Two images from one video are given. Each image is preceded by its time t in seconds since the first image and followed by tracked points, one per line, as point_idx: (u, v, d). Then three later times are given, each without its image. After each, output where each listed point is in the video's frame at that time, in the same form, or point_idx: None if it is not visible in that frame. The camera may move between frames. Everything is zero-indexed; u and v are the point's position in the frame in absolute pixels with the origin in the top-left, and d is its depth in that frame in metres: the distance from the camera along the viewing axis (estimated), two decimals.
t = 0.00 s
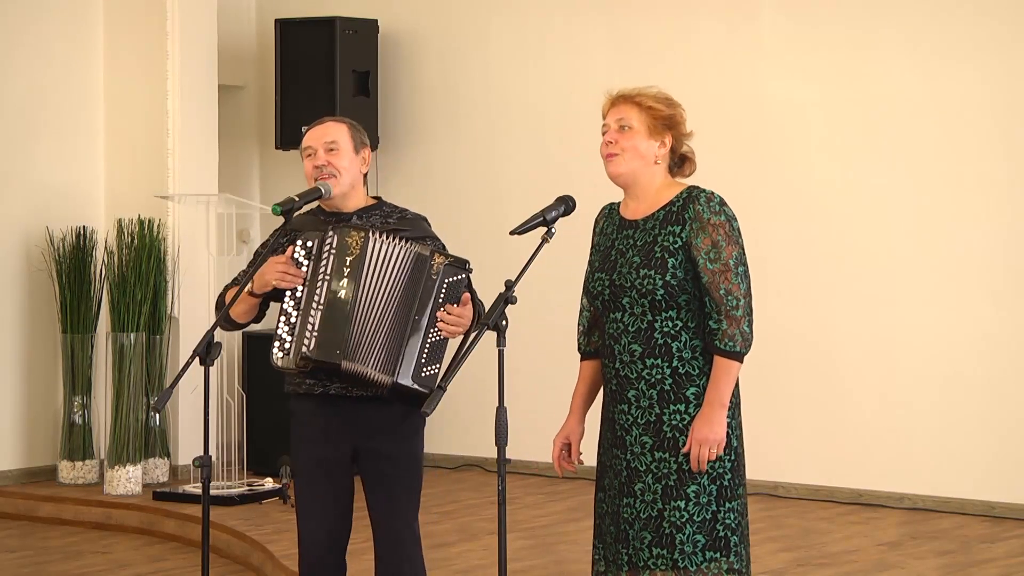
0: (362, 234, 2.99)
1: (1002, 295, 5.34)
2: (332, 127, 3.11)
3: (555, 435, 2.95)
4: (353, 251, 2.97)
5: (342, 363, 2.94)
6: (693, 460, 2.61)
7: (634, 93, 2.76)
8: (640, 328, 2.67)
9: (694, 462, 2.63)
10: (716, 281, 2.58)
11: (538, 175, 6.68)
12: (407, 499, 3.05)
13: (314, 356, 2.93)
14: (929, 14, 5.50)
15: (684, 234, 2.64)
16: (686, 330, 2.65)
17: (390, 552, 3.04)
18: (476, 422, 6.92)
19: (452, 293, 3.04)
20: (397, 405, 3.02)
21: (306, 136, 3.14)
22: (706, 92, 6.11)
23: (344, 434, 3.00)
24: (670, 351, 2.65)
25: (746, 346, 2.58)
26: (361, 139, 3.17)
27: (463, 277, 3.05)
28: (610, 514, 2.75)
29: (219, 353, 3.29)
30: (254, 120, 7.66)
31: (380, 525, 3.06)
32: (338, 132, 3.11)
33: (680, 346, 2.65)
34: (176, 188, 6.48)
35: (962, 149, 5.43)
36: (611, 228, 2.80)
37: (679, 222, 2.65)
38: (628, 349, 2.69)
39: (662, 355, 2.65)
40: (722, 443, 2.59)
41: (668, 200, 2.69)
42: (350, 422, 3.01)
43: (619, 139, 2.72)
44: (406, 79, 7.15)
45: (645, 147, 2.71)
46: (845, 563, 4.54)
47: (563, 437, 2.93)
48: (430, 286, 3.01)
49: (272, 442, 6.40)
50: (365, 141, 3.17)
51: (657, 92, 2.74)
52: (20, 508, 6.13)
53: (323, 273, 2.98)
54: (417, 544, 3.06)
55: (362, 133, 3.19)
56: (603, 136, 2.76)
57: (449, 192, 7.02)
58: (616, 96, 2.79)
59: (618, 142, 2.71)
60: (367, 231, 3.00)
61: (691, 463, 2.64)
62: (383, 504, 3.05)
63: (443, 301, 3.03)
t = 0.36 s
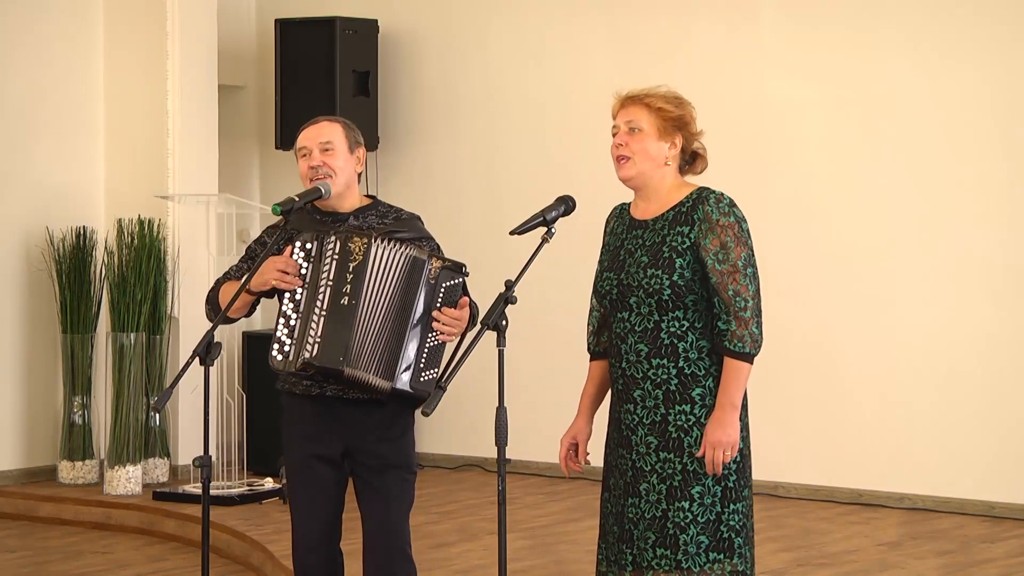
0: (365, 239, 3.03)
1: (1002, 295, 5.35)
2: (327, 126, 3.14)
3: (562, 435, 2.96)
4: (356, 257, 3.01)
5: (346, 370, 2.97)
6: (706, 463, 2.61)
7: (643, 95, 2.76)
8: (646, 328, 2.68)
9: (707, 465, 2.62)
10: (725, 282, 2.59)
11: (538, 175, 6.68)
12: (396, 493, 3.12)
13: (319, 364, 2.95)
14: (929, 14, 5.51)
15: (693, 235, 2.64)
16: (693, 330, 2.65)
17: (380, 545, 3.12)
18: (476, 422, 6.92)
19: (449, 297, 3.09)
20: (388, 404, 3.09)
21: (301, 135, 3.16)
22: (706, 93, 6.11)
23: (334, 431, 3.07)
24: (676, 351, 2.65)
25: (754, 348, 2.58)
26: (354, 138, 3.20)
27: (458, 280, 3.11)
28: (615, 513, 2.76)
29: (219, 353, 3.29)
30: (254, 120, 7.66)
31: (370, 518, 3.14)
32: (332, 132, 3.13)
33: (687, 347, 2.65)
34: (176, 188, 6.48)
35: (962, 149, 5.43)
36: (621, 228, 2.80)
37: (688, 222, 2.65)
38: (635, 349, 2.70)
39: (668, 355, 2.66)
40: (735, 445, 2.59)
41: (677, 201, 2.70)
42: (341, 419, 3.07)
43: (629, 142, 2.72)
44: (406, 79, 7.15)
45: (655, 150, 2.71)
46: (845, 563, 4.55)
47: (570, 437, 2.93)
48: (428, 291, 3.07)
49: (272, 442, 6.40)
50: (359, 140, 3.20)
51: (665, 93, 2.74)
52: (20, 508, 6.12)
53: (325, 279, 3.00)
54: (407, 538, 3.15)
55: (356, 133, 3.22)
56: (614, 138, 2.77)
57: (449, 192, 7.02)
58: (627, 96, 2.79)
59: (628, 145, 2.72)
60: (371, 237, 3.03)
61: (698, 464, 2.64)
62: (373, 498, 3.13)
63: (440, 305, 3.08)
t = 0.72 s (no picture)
0: (365, 240, 3.04)
1: (1002, 295, 5.35)
2: (330, 126, 3.15)
3: (566, 434, 2.96)
4: (356, 258, 3.02)
5: (345, 370, 2.98)
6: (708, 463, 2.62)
7: (653, 94, 2.76)
8: (653, 328, 2.68)
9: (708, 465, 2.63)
10: (731, 282, 2.59)
11: (539, 175, 6.68)
12: (394, 492, 3.12)
13: (317, 363, 2.97)
14: (929, 13, 5.51)
15: (700, 235, 2.64)
16: (699, 331, 2.65)
17: (379, 544, 3.13)
18: (476, 422, 6.92)
19: (442, 294, 3.06)
20: (387, 403, 3.09)
21: (303, 133, 3.16)
22: (706, 92, 6.12)
23: (333, 429, 3.08)
24: (682, 351, 2.66)
25: (760, 349, 2.58)
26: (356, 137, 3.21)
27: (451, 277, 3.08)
28: (620, 513, 2.76)
29: (219, 353, 3.29)
30: (254, 120, 7.66)
31: (368, 517, 3.14)
32: (334, 131, 3.14)
33: (693, 347, 2.65)
34: (176, 188, 6.48)
35: (962, 149, 5.43)
36: (628, 229, 2.81)
37: (695, 222, 2.65)
38: (641, 349, 2.70)
39: (674, 356, 2.66)
40: (736, 446, 2.59)
41: (685, 201, 2.70)
42: (340, 417, 3.07)
43: (639, 141, 2.72)
44: (406, 79, 7.15)
45: (665, 150, 2.71)
46: (845, 563, 4.55)
47: (574, 437, 2.93)
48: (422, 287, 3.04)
49: (272, 442, 6.40)
50: (360, 140, 3.20)
51: (675, 93, 2.74)
52: (20, 508, 6.13)
53: (326, 279, 3.02)
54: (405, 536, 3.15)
55: (357, 132, 3.22)
56: (623, 138, 2.76)
57: (449, 192, 7.02)
58: (636, 96, 2.79)
59: (638, 144, 2.72)
60: (371, 237, 3.04)
61: (701, 464, 2.64)
62: (371, 497, 3.13)
63: (434, 303, 3.05)
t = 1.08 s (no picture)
0: (360, 230, 3.05)
1: (1002, 294, 5.35)
2: (323, 131, 3.15)
3: (568, 436, 2.95)
4: (350, 248, 3.03)
5: (343, 356, 3.00)
6: (715, 462, 2.61)
7: (652, 95, 2.76)
8: (655, 327, 2.68)
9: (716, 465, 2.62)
10: (734, 282, 2.59)
11: (538, 175, 6.68)
12: (394, 494, 3.12)
13: (316, 352, 2.99)
14: (929, 13, 5.51)
15: (703, 234, 2.65)
16: (702, 330, 2.65)
17: (379, 546, 3.12)
18: (476, 422, 6.92)
19: (433, 276, 3.06)
20: (386, 401, 3.09)
21: (293, 140, 3.17)
22: (706, 92, 6.11)
23: (332, 430, 3.08)
24: (685, 350, 2.65)
25: (764, 348, 2.58)
26: (348, 142, 3.21)
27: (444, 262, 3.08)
28: (622, 513, 2.75)
29: (218, 353, 3.29)
30: (254, 120, 7.66)
31: (368, 520, 3.14)
32: (327, 137, 3.14)
33: (696, 346, 2.65)
34: (176, 188, 6.48)
35: (962, 149, 5.43)
36: (629, 230, 2.81)
37: (698, 222, 2.66)
38: (643, 349, 2.70)
39: (677, 355, 2.66)
40: (743, 445, 2.59)
41: (688, 201, 2.70)
42: (339, 417, 3.08)
43: (641, 142, 2.71)
44: (406, 79, 7.16)
45: (666, 150, 2.71)
46: (845, 563, 4.55)
47: (576, 438, 2.93)
48: (412, 271, 3.05)
49: (272, 442, 6.40)
50: (351, 145, 3.21)
51: (673, 93, 2.74)
52: (20, 507, 6.12)
53: (322, 269, 3.04)
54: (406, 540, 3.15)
55: (348, 137, 3.23)
56: (623, 139, 2.76)
57: (449, 193, 7.02)
58: (634, 97, 2.78)
59: (640, 145, 2.71)
60: (365, 227, 3.06)
61: (705, 463, 2.64)
62: (370, 499, 3.12)
63: (426, 286, 3.05)
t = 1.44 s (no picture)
0: (356, 221, 3.07)
1: (1001, 294, 5.35)
2: (318, 129, 3.16)
3: (564, 437, 2.95)
4: (347, 239, 3.06)
5: (340, 346, 3.02)
6: (712, 460, 2.61)
7: (644, 95, 2.76)
8: (652, 327, 2.68)
9: (711, 463, 2.63)
10: (731, 281, 2.59)
11: (538, 175, 6.68)
12: (393, 493, 3.11)
13: (312, 341, 3.00)
14: (929, 13, 5.51)
15: (699, 234, 2.65)
16: (699, 329, 2.65)
17: (377, 547, 3.11)
18: (476, 422, 6.92)
19: (426, 268, 3.07)
20: (384, 399, 3.10)
21: (290, 140, 3.18)
22: (706, 92, 6.11)
23: (329, 430, 3.08)
24: (682, 349, 2.66)
25: (760, 347, 2.60)
26: (344, 141, 3.22)
27: (436, 252, 3.08)
28: (619, 513, 2.75)
29: (218, 353, 3.29)
30: (254, 120, 7.66)
31: (366, 521, 3.13)
32: (322, 135, 3.15)
33: (693, 345, 2.65)
34: (176, 188, 6.48)
35: (962, 149, 5.43)
36: (624, 230, 2.82)
37: (694, 222, 2.66)
38: (640, 348, 2.70)
39: (674, 354, 2.66)
40: (740, 443, 2.60)
41: (683, 201, 2.70)
42: (337, 417, 3.08)
43: (633, 144, 2.72)
44: (406, 79, 7.16)
45: (660, 150, 2.71)
46: (845, 562, 4.55)
47: (573, 439, 2.93)
48: (406, 262, 3.07)
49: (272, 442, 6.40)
50: (347, 143, 3.22)
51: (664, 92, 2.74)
52: (20, 507, 6.12)
53: (318, 259, 3.06)
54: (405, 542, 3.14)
55: (344, 136, 3.24)
56: (617, 140, 2.76)
57: (449, 193, 7.02)
58: (627, 98, 2.79)
59: (633, 147, 2.71)
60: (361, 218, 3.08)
61: (702, 463, 2.64)
62: (368, 500, 3.12)
63: (418, 276, 3.06)
